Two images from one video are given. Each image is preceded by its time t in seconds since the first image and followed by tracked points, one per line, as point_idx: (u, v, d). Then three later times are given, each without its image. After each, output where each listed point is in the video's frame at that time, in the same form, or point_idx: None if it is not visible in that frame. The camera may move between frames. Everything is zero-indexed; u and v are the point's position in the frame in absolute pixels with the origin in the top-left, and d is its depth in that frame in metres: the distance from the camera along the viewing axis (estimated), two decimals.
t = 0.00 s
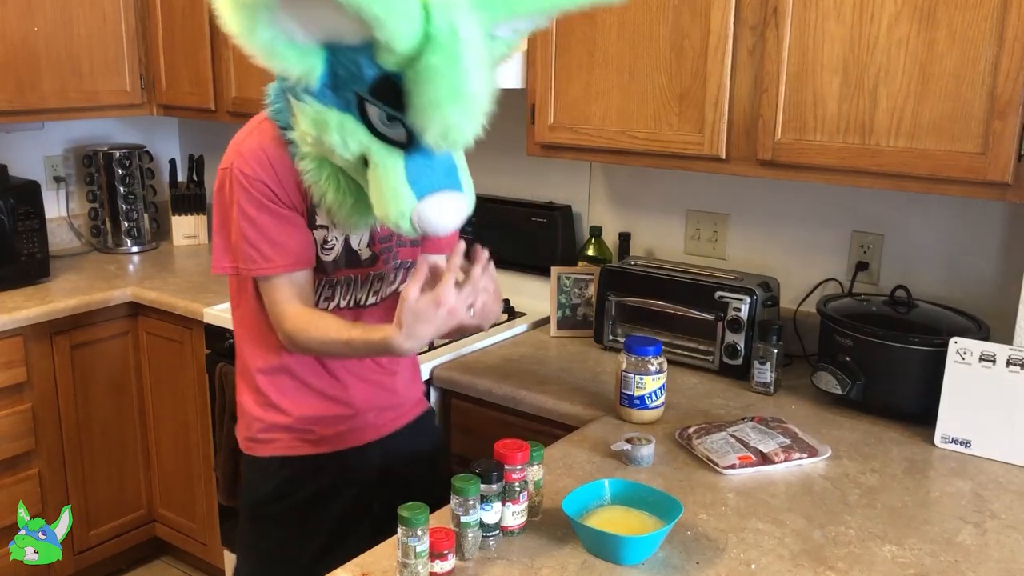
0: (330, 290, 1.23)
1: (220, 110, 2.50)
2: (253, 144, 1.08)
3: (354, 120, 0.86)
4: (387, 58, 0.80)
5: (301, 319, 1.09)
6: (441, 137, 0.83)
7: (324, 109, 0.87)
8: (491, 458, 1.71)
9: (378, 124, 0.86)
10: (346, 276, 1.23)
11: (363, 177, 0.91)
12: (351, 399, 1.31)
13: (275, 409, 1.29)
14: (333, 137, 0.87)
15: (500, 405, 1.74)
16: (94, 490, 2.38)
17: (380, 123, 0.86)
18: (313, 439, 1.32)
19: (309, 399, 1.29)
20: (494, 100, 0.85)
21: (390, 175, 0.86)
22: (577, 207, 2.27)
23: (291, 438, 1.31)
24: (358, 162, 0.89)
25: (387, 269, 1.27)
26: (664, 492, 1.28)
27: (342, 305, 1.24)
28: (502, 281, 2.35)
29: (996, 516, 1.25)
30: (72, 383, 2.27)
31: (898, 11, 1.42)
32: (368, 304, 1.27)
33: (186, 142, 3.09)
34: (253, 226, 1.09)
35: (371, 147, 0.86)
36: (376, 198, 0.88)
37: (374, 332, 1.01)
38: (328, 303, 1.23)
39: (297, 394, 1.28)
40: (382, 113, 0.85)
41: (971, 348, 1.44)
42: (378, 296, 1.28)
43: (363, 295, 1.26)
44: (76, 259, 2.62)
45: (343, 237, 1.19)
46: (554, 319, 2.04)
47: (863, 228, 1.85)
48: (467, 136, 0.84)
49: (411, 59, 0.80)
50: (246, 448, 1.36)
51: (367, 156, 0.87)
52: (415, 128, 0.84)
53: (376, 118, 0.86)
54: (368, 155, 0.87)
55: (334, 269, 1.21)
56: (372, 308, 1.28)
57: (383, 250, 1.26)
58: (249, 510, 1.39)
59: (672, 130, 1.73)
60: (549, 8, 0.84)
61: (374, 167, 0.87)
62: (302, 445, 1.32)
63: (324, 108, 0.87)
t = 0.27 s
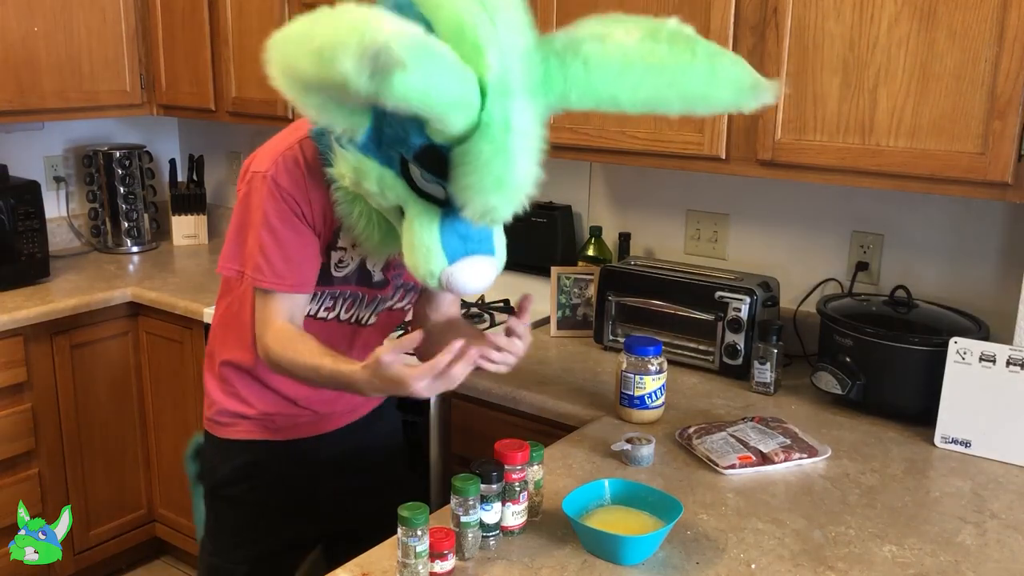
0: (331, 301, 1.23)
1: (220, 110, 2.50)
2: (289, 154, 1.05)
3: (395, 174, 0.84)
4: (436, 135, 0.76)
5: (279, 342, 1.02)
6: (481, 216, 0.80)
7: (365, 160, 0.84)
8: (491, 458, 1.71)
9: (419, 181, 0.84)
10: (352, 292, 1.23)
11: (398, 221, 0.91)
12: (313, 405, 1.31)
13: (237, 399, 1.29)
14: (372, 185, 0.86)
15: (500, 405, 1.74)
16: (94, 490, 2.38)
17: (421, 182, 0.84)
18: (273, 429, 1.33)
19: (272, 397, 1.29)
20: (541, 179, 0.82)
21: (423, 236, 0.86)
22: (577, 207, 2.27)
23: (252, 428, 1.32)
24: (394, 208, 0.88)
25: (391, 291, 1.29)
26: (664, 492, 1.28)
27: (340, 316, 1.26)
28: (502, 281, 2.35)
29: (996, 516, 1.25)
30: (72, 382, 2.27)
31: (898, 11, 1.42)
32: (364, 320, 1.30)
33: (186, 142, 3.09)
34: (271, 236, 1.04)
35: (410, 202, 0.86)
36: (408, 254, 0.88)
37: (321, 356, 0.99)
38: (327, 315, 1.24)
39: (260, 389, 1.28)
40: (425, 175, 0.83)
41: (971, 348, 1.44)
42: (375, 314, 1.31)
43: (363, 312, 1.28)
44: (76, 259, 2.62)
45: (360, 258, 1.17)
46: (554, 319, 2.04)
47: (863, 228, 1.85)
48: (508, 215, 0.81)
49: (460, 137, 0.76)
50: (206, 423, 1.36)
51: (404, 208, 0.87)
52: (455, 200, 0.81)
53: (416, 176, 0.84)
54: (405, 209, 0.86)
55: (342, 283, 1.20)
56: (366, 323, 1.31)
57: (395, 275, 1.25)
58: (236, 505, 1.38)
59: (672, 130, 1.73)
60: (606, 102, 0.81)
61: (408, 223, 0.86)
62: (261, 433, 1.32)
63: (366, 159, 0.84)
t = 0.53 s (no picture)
0: (334, 307, 1.21)
1: (220, 110, 2.50)
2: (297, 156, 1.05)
3: (404, 181, 0.87)
4: (453, 145, 0.80)
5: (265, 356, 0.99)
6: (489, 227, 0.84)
7: (374, 166, 0.86)
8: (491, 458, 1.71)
9: (427, 190, 0.86)
10: (355, 299, 1.22)
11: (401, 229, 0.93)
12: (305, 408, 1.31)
13: (230, 398, 1.29)
14: (379, 192, 0.88)
15: (500, 405, 1.74)
16: (94, 490, 2.38)
17: (430, 190, 0.86)
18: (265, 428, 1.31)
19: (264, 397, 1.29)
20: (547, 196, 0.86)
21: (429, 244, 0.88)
22: (577, 207, 2.27)
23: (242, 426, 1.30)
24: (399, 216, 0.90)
25: (394, 301, 1.27)
26: (664, 492, 1.28)
27: (342, 322, 1.24)
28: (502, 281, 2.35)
29: (996, 516, 1.25)
30: (72, 382, 2.27)
31: (898, 11, 1.42)
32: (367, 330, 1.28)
33: (186, 142, 3.09)
34: (274, 237, 1.04)
35: (415, 210, 0.88)
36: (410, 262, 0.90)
37: (285, 389, 0.95)
38: (329, 321, 1.23)
39: (253, 389, 1.28)
40: (434, 184, 0.85)
41: (971, 348, 1.44)
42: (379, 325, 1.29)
43: (366, 320, 1.26)
44: (76, 259, 2.62)
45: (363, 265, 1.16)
46: (555, 319, 2.04)
47: (863, 228, 1.85)
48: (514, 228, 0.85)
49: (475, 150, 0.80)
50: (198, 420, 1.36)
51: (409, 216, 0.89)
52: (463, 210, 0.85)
53: (425, 185, 0.86)
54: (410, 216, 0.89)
55: (345, 291, 1.19)
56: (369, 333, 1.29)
57: (397, 283, 1.24)
58: (231, 503, 1.37)
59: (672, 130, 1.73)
60: (619, 127, 0.85)
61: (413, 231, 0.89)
62: (251, 432, 1.31)
63: (376, 164, 0.86)
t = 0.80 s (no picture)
0: (341, 306, 1.21)
1: (220, 110, 2.50)
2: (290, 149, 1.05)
3: (409, 167, 0.88)
4: (461, 124, 0.82)
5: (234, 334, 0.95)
6: (502, 203, 0.86)
7: (380, 155, 0.87)
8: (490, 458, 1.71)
9: (434, 173, 0.88)
10: (360, 292, 1.21)
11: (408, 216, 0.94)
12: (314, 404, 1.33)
13: (234, 400, 1.31)
14: (385, 180, 0.88)
15: (500, 405, 1.74)
16: (94, 490, 2.38)
17: (437, 174, 0.88)
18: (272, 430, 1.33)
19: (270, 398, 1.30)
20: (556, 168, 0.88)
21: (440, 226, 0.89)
22: (577, 207, 2.27)
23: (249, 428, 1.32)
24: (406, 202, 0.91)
25: (400, 291, 1.26)
26: (664, 492, 1.28)
27: (349, 317, 1.24)
28: (502, 281, 2.35)
29: (996, 516, 1.25)
30: (72, 382, 2.27)
31: (898, 11, 1.42)
32: (374, 321, 1.27)
33: (186, 142, 3.09)
34: (264, 229, 1.02)
35: (424, 196, 0.89)
36: (422, 247, 0.91)
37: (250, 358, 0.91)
38: (336, 318, 1.22)
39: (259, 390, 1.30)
40: (441, 165, 0.87)
41: (971, 348, 1.44)
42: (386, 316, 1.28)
43: (372, 312, 1.26)
44: (76, 259, 2.62)
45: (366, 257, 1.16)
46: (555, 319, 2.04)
47: (863, 228, 1.85)
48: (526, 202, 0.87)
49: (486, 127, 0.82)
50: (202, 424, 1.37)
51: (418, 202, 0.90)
52: (474, 189, 0.87)
53: (432, 169, 0.88)
54: (419, 203, 0.90)
55: (351, 287, 1.19)
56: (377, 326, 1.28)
57: (400, 272, 1.23)
58: (231, 503, 1.37)
59: (672, 130, 1.73)
60: (625, 93, 0.88)
61: (422, 216, 0.90)
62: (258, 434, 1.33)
63: (381, 152, 0.87)
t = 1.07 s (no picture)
0: (349, 304, 1.21)
1: (220, 110, 2.50)
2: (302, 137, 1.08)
3: (424, 161, 0.90)
4: (467, 111, 0.84)
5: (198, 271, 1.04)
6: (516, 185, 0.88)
7: (394, 152, 0.89)
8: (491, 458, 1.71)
9: (448, 165, 0.90)
10: (368, 292, 1.21)
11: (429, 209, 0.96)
12: (322, 407, 1.29)
13: (240, 405, 1.27)
14: (403, 176, 0.91)
15: (500, 405, 1.74)
16: (94, 490, 2.38)
17: (450, 164, 0.90)
18: (278, 436, 1.31)
19: (277, 401, 1.27)
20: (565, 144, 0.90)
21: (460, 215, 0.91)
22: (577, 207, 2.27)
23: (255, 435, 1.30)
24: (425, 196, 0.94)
25: (410, 290, 1.25)
26: (664, 492, 1.28)
27: (357, 317, 1.22)
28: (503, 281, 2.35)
29: (996, 516, 1.25)
30: (72, 382, 2.27)
31: (898, 11, 1.42)
32: (384, 322, 1.25)
33: (186, 142, 3.09)
34: (255, 204, 1.07)
35: (440, 188, 0.91)
36: (445, 237, 0.94)
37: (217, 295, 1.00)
38: (344, 318, 1.21)
39: (266, 395, 1.27)
40: (454, 156, 0.89)
41: (971, 348, 1.44)
42: (396, 318, 1.27)
43: (381, 312, 1.24)
44: (76, 259, 2.62)
45: (377, 253, 1.17)
46: (555, 319, 2.04)
47: (863, 228, 1.85)
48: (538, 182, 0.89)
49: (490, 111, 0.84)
50: (208, 433, 1.34)
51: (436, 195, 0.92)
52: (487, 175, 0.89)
53: (445, 160, 0.90)
54: (437, 195, 0.92)
55: (359, 284, 1.19)
56: (386, 327, 1.26)
57: (409, 271, 1.23)
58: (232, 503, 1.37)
59: (672, 130, 1.73)
60: (622, 55, 0.92)
61: (442, 207, 0.92)
62: (264, 440, 1.31)
63: (396, 149, 0.89)
